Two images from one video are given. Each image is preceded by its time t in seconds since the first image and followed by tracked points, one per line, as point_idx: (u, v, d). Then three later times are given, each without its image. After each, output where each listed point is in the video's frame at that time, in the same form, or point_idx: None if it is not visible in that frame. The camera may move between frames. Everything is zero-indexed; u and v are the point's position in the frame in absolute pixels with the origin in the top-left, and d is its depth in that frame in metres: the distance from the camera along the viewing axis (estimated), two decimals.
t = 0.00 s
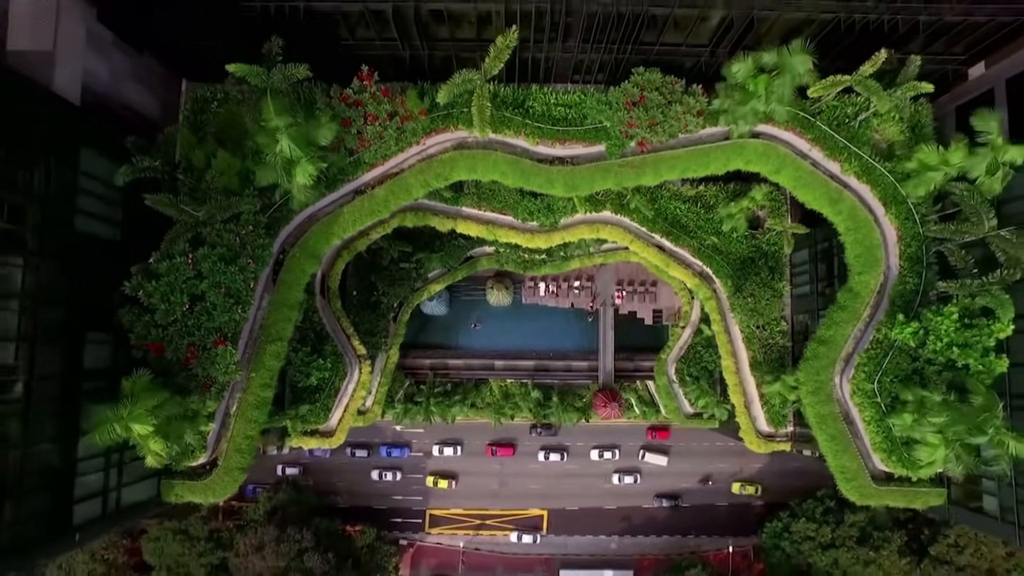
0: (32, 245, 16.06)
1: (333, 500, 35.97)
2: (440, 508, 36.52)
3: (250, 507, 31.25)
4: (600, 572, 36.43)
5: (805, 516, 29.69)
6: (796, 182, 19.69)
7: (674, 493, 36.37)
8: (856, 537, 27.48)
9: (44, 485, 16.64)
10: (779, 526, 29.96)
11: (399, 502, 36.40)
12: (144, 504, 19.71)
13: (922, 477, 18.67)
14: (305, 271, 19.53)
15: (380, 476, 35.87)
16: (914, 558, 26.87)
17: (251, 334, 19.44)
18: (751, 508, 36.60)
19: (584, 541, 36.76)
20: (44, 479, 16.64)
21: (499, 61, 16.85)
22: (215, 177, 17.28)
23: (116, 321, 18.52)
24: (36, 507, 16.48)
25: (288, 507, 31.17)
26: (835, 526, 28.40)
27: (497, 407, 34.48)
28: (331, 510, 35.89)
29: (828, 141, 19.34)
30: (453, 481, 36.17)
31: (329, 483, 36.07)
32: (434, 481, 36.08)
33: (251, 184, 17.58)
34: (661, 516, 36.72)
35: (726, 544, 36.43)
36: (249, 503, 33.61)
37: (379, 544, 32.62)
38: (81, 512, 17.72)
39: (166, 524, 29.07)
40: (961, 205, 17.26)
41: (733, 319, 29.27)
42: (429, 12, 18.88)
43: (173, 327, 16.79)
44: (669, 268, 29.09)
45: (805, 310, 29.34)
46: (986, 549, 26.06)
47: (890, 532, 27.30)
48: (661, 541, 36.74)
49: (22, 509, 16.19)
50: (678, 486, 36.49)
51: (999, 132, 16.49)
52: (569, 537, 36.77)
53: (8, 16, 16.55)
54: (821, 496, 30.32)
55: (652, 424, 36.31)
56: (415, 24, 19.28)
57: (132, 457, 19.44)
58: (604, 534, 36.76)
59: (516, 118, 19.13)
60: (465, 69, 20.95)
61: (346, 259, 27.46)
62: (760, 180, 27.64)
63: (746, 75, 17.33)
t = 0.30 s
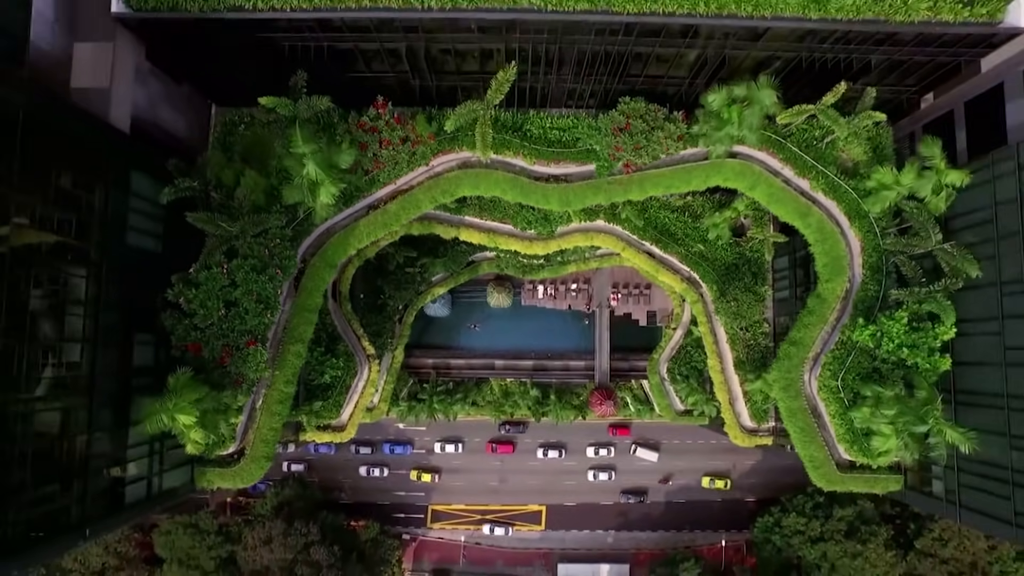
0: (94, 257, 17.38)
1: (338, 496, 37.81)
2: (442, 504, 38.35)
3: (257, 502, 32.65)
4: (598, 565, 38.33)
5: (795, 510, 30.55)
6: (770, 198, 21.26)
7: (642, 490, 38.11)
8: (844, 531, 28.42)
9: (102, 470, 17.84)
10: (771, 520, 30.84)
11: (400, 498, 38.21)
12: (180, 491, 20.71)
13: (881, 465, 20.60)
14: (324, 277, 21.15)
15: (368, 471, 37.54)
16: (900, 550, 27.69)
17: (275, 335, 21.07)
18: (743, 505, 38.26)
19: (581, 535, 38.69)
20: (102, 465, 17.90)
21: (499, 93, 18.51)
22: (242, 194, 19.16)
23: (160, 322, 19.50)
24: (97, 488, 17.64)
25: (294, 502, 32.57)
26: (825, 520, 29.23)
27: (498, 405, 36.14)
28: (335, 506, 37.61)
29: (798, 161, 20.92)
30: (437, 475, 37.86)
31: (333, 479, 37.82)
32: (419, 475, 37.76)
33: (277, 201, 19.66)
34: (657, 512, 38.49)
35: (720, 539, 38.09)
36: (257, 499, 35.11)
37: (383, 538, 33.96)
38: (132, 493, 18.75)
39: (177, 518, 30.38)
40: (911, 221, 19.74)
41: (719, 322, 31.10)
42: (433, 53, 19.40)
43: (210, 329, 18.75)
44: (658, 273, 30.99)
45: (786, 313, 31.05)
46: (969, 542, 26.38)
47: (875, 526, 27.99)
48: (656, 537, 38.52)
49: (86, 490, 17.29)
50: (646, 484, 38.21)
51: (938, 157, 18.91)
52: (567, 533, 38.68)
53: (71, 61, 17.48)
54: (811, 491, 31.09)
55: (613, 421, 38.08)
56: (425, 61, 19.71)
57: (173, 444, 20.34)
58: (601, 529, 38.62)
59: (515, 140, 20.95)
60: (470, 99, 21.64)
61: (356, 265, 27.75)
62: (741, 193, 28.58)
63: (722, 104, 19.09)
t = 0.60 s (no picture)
0: (128, 264, 18.41)
1: (341, 493, 39.18)
2: (443, 501, 39.62)
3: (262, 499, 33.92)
4: (596, 561, 39.80)
5: (789, 507, 31.15)
6: (754, 208, 22.57)
7: (617, 488, 39.35)
8: (836, 527, 29.24)
9: (135, 461, 18.83)
10: (765, 517, 31.67)
11: (402, 495, 39.44)
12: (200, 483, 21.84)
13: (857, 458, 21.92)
14: (334, 281, 22.36)
15: (361, 468, 38.74)
16: (891, 546, 28.66)
17: (291, 335, 22.50)
18: (738, 501, 39.48)
19: (580, 532, 40.00)
20: (135, 456, 18.91)
21: (500, 111, 19.95)
22: (260, 205, 20.58)
23: (185, 324, 20.37)
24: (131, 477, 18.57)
25: (298, 499, 33.75)
26: (817, 516, 29.97)
27: (498, 404, 37.66)
28: (338, 503, 39.00)
29: (779, 173, 22.21)
30: (425, 470, 39.13)
31: (337, 477, 39.14)
32: (408, 470, 39.00)
33: (293, 212, 21.13)
34: (653, 509, 39.78)
35: (716, 535, 39.35)
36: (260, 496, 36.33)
37: (387, 533, 34.87)
38: (161, 484, 19.54)
39: (184, 515, 31.70)
40: (882, 231, 21.11)
41: (710, 325, 32.09)
42: (439, 76, 20.78)
43: (232, 330, 20.15)
44: (652, 277, 31.97)
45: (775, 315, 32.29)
46: (957, 537, 27.70)
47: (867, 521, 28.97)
48: (653, 533, 39.79)
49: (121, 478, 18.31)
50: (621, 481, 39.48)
51: (906, 171, 20.33)
52: (566, 530, 39.97)
53: (106, 86, 18.86)
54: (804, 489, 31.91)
55: (586, 419, 39.33)
56: (433, 83, 21.23)
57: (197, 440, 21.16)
58: (599, 526, 39.83)
59: (514, 154, 22.38)
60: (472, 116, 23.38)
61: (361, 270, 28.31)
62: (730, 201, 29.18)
63: (706, 121, 20.43)
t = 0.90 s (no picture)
0: (169, 273, 19.97)
1: (345, 489, 40.79)
2: (444, 497, 41.11)
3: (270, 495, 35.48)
4: (593, 555, 41.37)
5: (780, 503, 33.26)
6: (735, 220, 24.43)
7: (586, 485, 40.95)
8: (826, 522, 31.27)
9: (173, 454, 20.23)
10: (757, 512, 33.78)
11: (405, 491, 41.11)
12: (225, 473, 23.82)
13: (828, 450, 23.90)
14: (348, 288, 24.28)
15: (357, 466, 40.28)
16: (879, 541, 30.87)
17: (308, 337, 24.46)
18: (732, 497, 40.69)
19: (579, 528, 41.61)
20: (172, 450, 20.26)
21: (501, 134, 22.13)
22: (283, 219, 22.70)
23: (216, 327, 22.35)
24: (167, 468, 19.94)
25: (305, 495, 35.41)
26: (808, 512, 32.19)
27: (498, 402, 38.75)
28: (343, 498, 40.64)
29: (758, 188, 24.04)
30: (414, 466, 40.69)
31: (342, 474, 40.76)
32: (397, 466, 40.54)
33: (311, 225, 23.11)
34: (649, 505, 41.21)
35: (711, 530, 40.63)
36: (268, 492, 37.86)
37: (389, 528, 36.38)
38: (196, 473, 21.20)
39: (195, 510, 33.19)
40: (848, 242, 23.01)
41: (699, 328, 33.37)
42: (447, 103, 22.82)
43: (258, 332, 22.22)
44: (644, 281, 33.15)
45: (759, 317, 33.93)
46: (943, 532, 29.21)
47: (855, 517, 30.93)
48: (649, 528, 41.25)
49: (162, 469, 19.63)
50: (590, 479, 41.06)
51: (870, 190, 22.28)
52: (565, 525, 41.58)
53: (145, 114, 20.51)
54: (795, 485, 33.79)
55: (553, 419, 40.74)
56: (440, 108, 23.14)
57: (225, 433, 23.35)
58: (596, 521, 41.34)
59: (514, 171, 24.47)
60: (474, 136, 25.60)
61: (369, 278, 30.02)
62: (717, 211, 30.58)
63: (689, 143, 22.28)
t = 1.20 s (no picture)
0: (200, 281, 21.90)
1: (349, 486, 42.05)
2: (446, 493, 42.30)
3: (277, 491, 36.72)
4: (591, 550, 42.18)
5: (772, 498, 34.90)
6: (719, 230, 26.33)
7: (557, 482, 42.30)
8: (816, 516, 33.08)
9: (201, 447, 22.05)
10: (749, 507, 35.49)
11: (408, 487, 42.35)
12: (246, 464, 25.80)
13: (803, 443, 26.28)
14: (360, 293, 26.29)
15: (356, 462, 41.54)
16: (867, 535, 32.62)
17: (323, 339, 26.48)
18: (726, 493, 42.12)
19: (576, 522, 42.83)
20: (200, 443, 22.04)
21: (502, 154, 24.10)
22: (301, 230, 24.75)
23: (240, 330, 24.39)
24: (198, 460, 21.71)
25: (311, 491, 36.75)
26: (798, 507, 33.92)
27: (499, 400, 40.61)
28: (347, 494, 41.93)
29: (738, 201, 26.04)
30: (407, 461, 41.93)
31: (346, 470, 42.00)
32: (391, 461, 41.85)
33: (327, 236, 25.33)
34: (645, 501, 42.50)
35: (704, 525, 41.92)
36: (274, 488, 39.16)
37: (393, 523, 38.13)
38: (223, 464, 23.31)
39: (205, 505, 34.40)
40: (820, 252, 24.95)
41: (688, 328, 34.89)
42: (451, 124, 24.82)
43: (280, 334, 24.27)
44: (635, 284, 34.36)
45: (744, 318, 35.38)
46: (929, 526, 31.24)
47: (844, 513, 32.81)
48: (644, 523, 42.48)
49: (193, 460, 21.38)
50: (559, 476, 42.48)
51: (838, 205, 24.49)
52: (563, 520, 42.74)
53: (179, 135, 22.70)
54: (786, 481, 35.48)
55: (523, 415, 42.22)
56: (445, 128, 25.16)
57: (249, 427, 25.57)
58: (593, 517, 42.62)
59: (513, 185, 26.51)
60: (477, 153, 27.73)
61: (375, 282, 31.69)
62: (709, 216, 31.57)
63: (674, 160, 24.28)
